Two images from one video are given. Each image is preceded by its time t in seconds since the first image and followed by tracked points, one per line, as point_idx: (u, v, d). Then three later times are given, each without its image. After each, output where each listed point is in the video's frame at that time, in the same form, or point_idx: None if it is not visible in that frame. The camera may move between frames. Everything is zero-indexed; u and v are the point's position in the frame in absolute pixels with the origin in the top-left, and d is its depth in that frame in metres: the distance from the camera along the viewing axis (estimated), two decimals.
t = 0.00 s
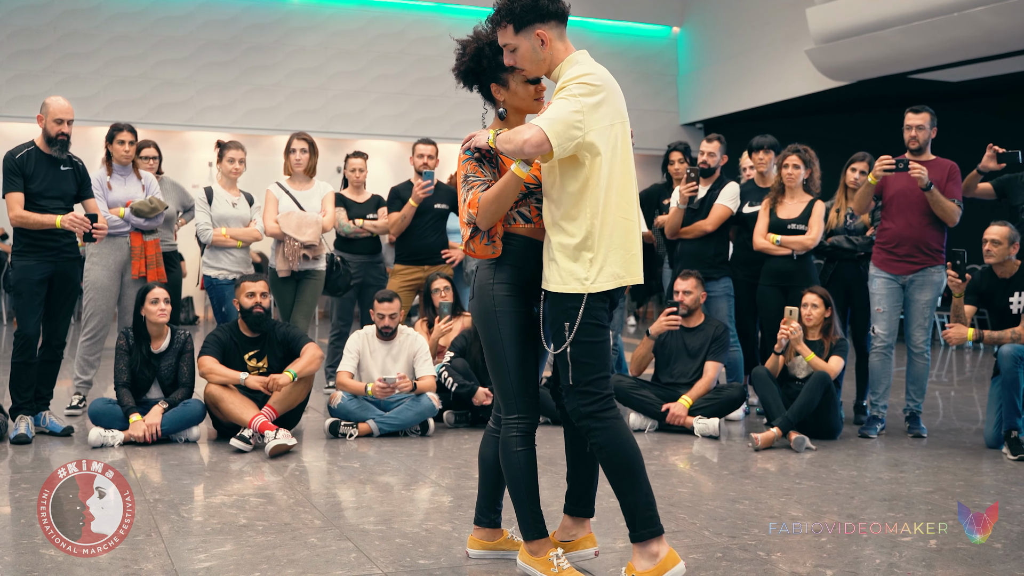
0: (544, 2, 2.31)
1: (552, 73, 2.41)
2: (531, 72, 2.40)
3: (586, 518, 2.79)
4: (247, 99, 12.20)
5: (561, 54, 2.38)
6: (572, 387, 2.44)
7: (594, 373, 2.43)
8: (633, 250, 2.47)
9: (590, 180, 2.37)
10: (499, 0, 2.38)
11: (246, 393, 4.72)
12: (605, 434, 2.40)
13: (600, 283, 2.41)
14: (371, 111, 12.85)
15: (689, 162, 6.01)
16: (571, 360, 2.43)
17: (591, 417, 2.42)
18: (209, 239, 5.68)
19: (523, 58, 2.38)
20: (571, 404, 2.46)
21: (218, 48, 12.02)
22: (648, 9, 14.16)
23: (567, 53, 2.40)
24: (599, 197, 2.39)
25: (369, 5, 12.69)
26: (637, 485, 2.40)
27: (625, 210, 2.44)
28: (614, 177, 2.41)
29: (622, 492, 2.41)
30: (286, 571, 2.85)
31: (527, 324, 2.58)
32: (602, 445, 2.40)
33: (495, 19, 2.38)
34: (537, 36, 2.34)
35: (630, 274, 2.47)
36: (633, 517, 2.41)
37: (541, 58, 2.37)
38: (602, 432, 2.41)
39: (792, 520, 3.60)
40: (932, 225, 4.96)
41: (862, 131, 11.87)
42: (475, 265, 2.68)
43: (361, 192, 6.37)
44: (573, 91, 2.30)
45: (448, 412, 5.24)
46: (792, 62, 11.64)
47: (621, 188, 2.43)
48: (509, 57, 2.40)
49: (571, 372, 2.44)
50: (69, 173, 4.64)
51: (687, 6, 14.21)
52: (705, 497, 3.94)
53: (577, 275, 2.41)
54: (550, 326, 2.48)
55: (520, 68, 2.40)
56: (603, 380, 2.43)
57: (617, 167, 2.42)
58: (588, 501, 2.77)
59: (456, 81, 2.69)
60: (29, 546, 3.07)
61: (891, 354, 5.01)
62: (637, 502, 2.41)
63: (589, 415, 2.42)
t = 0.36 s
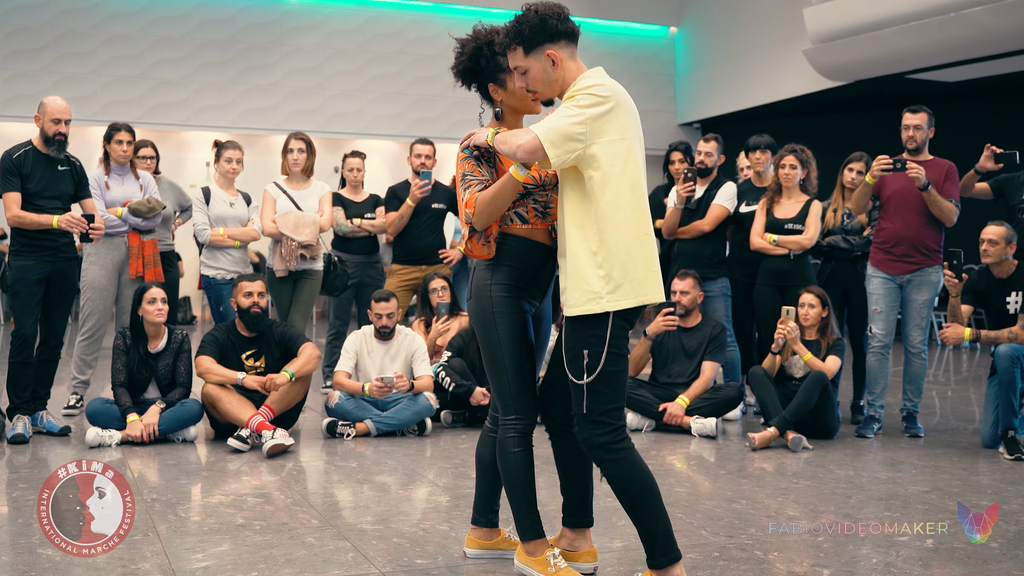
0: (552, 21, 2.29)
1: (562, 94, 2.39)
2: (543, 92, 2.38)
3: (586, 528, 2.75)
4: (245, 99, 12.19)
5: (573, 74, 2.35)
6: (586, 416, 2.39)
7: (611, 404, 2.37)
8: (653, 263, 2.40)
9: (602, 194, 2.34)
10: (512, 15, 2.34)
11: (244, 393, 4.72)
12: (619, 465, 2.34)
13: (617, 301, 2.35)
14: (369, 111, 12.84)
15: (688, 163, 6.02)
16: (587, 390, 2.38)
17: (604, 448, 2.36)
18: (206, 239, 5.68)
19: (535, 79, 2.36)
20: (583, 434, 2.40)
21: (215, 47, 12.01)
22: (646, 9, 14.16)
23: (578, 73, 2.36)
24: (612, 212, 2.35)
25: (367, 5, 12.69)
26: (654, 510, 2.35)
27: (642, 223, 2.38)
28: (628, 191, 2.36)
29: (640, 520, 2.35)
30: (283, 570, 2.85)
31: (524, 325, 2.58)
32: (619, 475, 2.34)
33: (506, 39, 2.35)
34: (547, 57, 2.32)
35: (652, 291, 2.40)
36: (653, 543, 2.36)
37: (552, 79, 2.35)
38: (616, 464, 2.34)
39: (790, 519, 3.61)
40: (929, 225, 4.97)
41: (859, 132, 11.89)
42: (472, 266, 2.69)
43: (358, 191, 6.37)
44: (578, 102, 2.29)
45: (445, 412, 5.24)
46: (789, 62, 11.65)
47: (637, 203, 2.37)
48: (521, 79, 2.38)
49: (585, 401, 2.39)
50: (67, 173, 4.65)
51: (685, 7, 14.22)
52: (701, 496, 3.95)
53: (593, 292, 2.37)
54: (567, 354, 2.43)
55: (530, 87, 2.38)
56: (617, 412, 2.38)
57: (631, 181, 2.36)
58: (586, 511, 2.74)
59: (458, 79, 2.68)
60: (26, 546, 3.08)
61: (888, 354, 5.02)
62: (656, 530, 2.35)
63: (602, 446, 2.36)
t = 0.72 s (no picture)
0: (550, 41, 2.29)
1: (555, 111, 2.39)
2: (537, 110, 2.38)
3: (577, 526, 2.77)
4: (242, 99, 12.19)
5: (565, 95, 2.37)
6: (549, 430, 2.40)
7: (576, 419, 2.39)
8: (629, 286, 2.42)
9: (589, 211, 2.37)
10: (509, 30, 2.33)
11: (241, 393, 4.73)
12: (586, 473, 2.36)
13: (595, 320, 2.36)
14: (367, 110, 12.84)
15: (687, 163, 6.03)
16: (553, 403, 2.40)
17: (565, 461, 2.37)
18: (203, 239, 5.68)
19: (529, 97, 2.35)
20: (544, 446, 2.41)
21: (212, 47, 12.01)
22: (643, 9, 14.17)
23: (573, 93, 2.37)
24: (595, 231, 2.37)
25: (364, 4, 12.69)
26: (630, 513, 2.36)
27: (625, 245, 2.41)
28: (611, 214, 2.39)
29: (617, 523, 2.37)
30: (279, 570, 2.85)
31: (521, 326, 2.58)
32: (585, 485, 2.36)
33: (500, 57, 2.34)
34: (543, 76, 2.31)
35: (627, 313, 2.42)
36: (637, 541, 2.38)
37: (547, 97, 2.35)
38: (583, 472, 2.36)
39: (787, 519, 3.61)
40: (926, 225, 4.97)
41: (856, 131, 11.90)
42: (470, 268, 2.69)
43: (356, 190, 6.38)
44: (577, 118, 2.31)
45: (442, 411, 5.24)
46: (786, 61, 11.66)
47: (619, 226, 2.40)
48: (516, 95, 2.38)
49: (550, 415, 2.40)
50: (63, 173, 4.64)
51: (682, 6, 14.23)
52: (698, 496, 3.95)
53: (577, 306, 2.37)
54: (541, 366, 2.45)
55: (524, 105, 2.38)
56: (579, 428, 2.40)
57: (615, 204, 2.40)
58: (576, 509, 2.77)
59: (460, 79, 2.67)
60: (22, 546, 3.08)
61: (885, 353, 5.02)
62: (635, 529, 2.37)
63: (562, 460, 2.37)
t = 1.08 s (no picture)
0: (575, 19, 2.29)
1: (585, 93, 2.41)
2: (570, 92, 2.39)
3: (580, 529, 2.76)
4: (239, 98, 12.18)
5: (597, 71, 2.36)
6: (583, 417, 2.38)
7: (610, 406, 2.37)
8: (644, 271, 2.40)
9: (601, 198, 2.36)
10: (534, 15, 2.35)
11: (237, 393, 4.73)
12: (617, 465, 2.35)
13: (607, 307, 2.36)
14: (364, 110, 12.84)
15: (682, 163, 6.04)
16: (585, 390, 2.38)
17: (600, 450, 2.36)
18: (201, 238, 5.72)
19: (561, 78, 2.37)
20: (578, 433, 2.40)
21: (209, 46, 12.00)
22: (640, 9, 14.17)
23: (602, 71, 2.37)
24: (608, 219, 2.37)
25: (360, 4, 12.68)
26: (651, 511, 2.36)
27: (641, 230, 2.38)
28: (634, 197, 2.36)
29: (635, 521, 2.36)
30: (276, 570, 2.85)
31: (518, 326, 2.58)
32: (614, 476, 2.35)
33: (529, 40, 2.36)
34: (572, 54, 2.32)
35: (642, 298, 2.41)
36: (648, 544, 2.37)
37: (579, 77, 2.35)
38: (613, 464, 2.35)
39: (784, 518, 3.61)
40: (921, 225, 4.97)
41: (853, 130, 11.90)
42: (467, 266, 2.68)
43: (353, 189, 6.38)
44: (585, 105, 2.28)
45: (439, 411, 5.24)
46: (782, 60, 11.66)
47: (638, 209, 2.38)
48: (546, 79, 2.41)
49: (583, 401, 2.39)
50: (59, 172, 4.64)
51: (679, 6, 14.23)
52: (695, 495, 3.95)
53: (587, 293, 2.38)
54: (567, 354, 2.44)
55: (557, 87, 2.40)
56: (615, 414, 2.38)
57: (635, 186, 2.37)
58: (581, 512, 2.75)
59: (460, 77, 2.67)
60: (18, 545, 3.07)
61: (881, 352, 5.04)
62: (651, 531, 2.36)
63: (598, 447, 2.36)
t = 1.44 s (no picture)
0: (548, 16, 2.30)
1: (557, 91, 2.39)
2: (539, 89, 2.37)
3: (572, 526, 2.76)
4: (237, 98, 12.17)
5: (567, 71, 2.37)
6: (585, 410, 2.40)
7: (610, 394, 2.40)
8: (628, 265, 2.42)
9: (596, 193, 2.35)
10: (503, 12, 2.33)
11: (234, 392, 4.72)
12: (620, 457, 2.36)
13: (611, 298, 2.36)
14: (361, 109, 12.84)
15: (678, 163, 6.03)
16: (583, 382, 2.40)
17: (607, 439, 2.38)
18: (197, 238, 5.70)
19: (532, 74, 2.34)
20: (584, 425, 2.41)
21: (207, 46, 11.99)
22: (637, 9, 14.18)
23: (572, 71, 2.38)
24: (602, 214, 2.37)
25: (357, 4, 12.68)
26: (651, 505, 2.37)
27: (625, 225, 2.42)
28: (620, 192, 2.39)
29: (637, 514, 2.37)
30: (272, 570, 2.85)
31: (519, 327, 2.58)
32: (619, 466, 2.36)
33: (497, 37, 2.32)
34: (545, 51, 2.32)
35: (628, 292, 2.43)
36: (648, 536, 2.37)
37: (550, 73, 2.35)
38: (615, 455, 2.37)
39: (781, 518, 3.61)
40: (918, 224, 4.98)
41: (849, 130, 11.91)
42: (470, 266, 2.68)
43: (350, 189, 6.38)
44: (584, 98, 2.26)
45: (436, 411, 5.24)
46: (779, 59, 11.67)
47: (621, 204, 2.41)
48: (516, 75, 2.36)
49: (582, 393, 2.41)
50: (55, 171, 4.64)
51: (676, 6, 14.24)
52: (692, 494, 3.95)
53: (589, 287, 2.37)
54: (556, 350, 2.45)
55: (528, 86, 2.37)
56: (615, 402, 2.41)
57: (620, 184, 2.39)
58: (572, 509, 2.75)
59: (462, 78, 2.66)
60: (13, 546, 3.07)
61: (877, 352, 5.03)
62: (652, 524, 2.36)
63: (605, 436, 2.38)
